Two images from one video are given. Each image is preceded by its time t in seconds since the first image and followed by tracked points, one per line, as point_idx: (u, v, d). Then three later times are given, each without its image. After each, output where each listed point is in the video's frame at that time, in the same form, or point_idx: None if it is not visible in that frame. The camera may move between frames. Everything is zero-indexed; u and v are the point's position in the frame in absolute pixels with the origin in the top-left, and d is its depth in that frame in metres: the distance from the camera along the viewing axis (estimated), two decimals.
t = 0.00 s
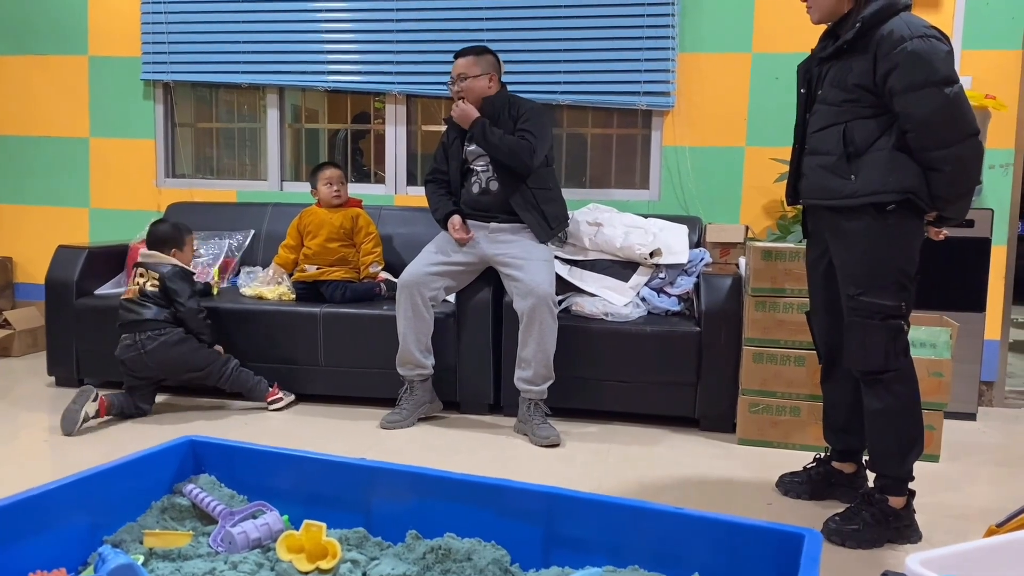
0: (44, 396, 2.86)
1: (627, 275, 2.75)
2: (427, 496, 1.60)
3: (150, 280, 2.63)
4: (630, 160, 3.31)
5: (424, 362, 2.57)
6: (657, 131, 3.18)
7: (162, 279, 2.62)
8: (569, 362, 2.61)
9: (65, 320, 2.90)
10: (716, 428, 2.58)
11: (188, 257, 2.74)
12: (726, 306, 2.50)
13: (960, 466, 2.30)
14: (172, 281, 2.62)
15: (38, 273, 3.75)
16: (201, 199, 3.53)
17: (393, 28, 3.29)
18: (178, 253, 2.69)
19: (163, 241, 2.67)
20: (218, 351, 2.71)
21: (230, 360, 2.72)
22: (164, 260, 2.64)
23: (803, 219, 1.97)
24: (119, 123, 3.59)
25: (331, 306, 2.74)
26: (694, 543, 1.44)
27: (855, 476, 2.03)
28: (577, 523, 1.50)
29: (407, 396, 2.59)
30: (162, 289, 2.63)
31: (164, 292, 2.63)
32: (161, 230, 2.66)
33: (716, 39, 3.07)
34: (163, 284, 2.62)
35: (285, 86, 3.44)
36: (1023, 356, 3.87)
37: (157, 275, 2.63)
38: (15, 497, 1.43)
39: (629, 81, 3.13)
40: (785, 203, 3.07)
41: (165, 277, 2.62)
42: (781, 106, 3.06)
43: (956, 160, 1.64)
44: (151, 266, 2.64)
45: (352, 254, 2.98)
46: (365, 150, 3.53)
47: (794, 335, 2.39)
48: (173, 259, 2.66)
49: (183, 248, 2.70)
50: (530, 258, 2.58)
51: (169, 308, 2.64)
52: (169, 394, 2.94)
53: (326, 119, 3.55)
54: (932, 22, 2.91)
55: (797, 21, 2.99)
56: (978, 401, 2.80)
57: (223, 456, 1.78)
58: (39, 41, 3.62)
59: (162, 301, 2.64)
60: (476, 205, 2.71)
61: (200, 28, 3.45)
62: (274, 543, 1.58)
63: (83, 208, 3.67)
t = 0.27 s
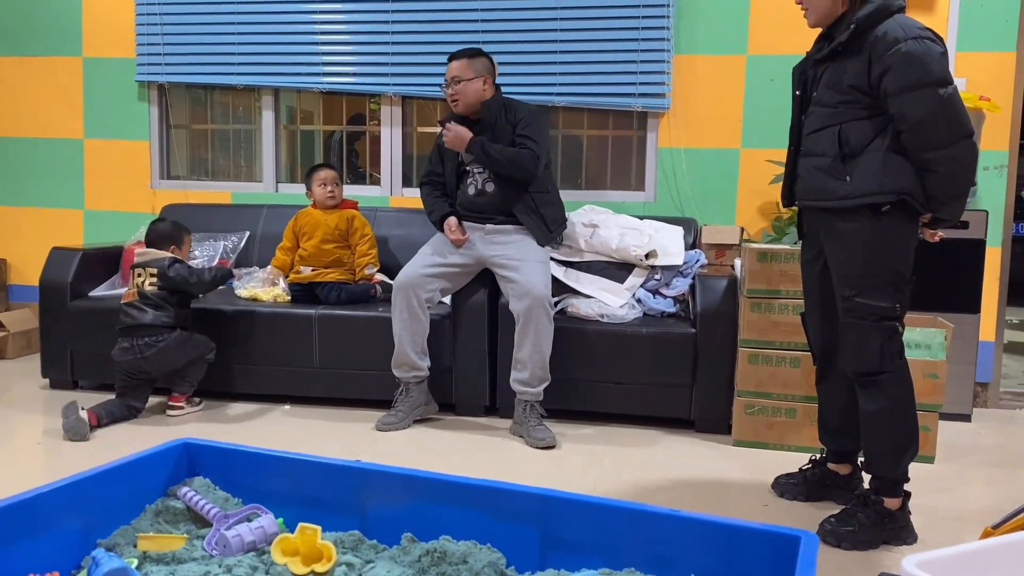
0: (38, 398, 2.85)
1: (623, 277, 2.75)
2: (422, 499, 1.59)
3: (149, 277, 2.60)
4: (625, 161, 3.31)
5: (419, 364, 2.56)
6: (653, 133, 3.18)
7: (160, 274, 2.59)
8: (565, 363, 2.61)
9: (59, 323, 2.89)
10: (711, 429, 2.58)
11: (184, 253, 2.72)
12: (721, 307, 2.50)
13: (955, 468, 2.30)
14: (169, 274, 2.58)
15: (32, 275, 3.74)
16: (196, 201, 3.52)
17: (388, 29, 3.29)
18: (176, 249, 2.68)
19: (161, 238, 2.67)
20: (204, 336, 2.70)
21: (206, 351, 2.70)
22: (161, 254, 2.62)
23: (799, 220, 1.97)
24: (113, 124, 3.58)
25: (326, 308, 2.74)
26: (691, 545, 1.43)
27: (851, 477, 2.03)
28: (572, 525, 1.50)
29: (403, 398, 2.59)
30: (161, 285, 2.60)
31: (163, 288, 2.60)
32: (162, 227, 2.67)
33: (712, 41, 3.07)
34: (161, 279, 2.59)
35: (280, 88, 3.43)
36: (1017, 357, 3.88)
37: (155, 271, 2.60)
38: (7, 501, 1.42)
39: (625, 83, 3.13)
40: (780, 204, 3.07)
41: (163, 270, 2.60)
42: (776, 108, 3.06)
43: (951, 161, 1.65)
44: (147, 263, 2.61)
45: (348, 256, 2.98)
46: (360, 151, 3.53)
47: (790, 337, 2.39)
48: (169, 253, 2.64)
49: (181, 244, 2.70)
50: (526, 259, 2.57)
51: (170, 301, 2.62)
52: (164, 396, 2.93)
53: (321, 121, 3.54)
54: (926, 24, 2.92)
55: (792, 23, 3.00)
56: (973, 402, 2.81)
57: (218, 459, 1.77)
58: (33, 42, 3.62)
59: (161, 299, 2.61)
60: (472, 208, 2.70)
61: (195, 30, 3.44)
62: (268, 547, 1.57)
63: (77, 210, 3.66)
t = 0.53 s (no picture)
0: (33, 400, 2.84)
1: (618, 279, 2.76)
2: (416, 501, 1.59)
3: (179, 258, 2.62)
4: (621, 163, 3.31)
5: (415, 365, 2.57)
6: (648, 134, 3.19)
7: (192, 258, 2.62)
8: (560, 365, 2.61)
9: (54, 325, 2.89)
10: (706, 430, 2.58)
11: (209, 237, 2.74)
12: (716, 309, 2.51)
13: (950, 469, 2.30)
14: (203, 260, 2.61)
15: (27, 277, 3.73)
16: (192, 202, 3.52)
17: (384, 31, 3.29)
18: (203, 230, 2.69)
19: (191, 218, 2.67)
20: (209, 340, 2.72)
21: (204, 356, 2.71)
22: (193, 237, 2.65)
23: (792, 221, 1.97)
24: (108, 126, 3.58)
25: (322, 310, 2.74)
26: (684, 546, 1.44)
27: (845, 479, 2.03)
28: (567, 526, 1.50)
29: (398, 399, 2.59)
30: (189, 269, 2.63)
31: (190, 273, 2.63)
32: (194, 205, 2.66)
33: (707, 43, 3.08)
34: (192, 263, 2.62)
35: (275, 89, 3.43)
36: (1011, 358, 3.89)
37: (188, 254, 2.62)
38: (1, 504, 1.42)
39: (620, 85, 3.14)
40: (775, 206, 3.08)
41: (197, 256, 2.62)
42: (771, 110, 3.07)
43: (944, 163, 1.65)
44: (179, 244, 2.63)
45: (343, 257, 2.97)
46: (356, 153, 3.53)
47: (785, 338, 2.40)
48: (202, 238, 2.67)
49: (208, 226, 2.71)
50: (522, 260, 2.58)
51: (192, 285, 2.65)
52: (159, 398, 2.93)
53: (317, 122, 3.55)
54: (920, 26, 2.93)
55: (787, 25, 3.01)
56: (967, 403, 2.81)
57: (212, 461, 1.77)
58: (28, 44, 3.61)
59: (186, 282, 2.64)
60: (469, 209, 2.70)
61: (191, 31, 3.44)
62: (263, 548, 1.57)
63: (73, 211, 3.65)
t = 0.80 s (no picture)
0: (28, 403, 2.84)
1: (615, 280, 2.76)
2: (412, 502, 1.59)
3: (184, 233, 2.72)
4: (617, 165, 3.31)
5: (411, 367, 2.56)
6: (644, 136, 3.19)
7: (196, 234, 2.71)
8: (557, 367, 2.61)
9: (50, 327, 2.88)
10: (703, 432, 2.58)
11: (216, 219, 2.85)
12: (712, 311, 2.51)
13: (946, 471, 2.31)
14: (207, 237, 2.71)
15: (23, 279, 3.72)
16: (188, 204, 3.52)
17: (381, 33, 3.29)
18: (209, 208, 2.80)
19: (199, 195, 2.79)
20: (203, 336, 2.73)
21: (194, 355, 2.72)
22: (199, 213, 2.76)
23: (787, 223, 1.98)
24: (105, 128, 3.58)
25: (319, 311, 2.74)
26: (680, 548, 1.44)
27: (841, 480, 2.03)
28: (563, 528, 1.50)
29: (395, 402, 2.59)
30: (192, 245, 2.72)
31: (193, 249, 2.72)
32: (202, 184, 2.80)
33: (703, 45, 3.09)
34: (195, 239, 2.71)
35: (272, 91, 3.43)
36: (1007, 359, 3.91)
37: (193, 231, 2.72)
38: None
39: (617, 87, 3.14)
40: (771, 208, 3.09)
41: (201, 233, 2.71)
42: (767, 112, 3.08)
43: (939, 166, 1.66)
44: (186, 220, 2.74)
45: (341, 259, 2.97)
46: (353, 155, 3.53)
47: (781, 340, 2.40)
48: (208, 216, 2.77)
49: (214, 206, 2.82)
50: (518, 262, 2.58)
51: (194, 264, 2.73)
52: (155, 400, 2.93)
53: (314, 124, 3.55)
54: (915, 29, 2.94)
55: (782, 28, 3.02)
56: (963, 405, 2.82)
57: (208, 464, 1.77)
58: (24, 46, 3.61)
59: (188, 259, 2.72)
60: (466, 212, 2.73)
61: (187, 33, 3.44)
62: (259, 551, 1.57)
63: (69, 213, 3.64)
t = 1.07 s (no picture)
0: (25, 405, 2.83)
1: (612, 282, 2.76)
2: (409, 504, 1.59)
3: (183, 225, 2.75)
4: (615, 167, 3.31)
5: (409, 369, 2.56)
6: (641, 138, 3.20)
7: (194, 225, 2.75)
8: (554, 369, 2.61)
9: (47, 328, 2.88)
10: (700, 433, 2.58)
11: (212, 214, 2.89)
12: (709, 312, 2.51)
13: (944, 472, 2.31)
14: (206, 229, 2.75)
15: (20, 281, 3.72)
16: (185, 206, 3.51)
17: (378, 35, 3.29)
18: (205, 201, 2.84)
19: (197, 189, 2.84)
20: (193, 337, 2.71)
21: (181, 356, 2.69)
22: (197, 207, 2.80)
23: (785, 224, 1.98)
24: (102, 129, 3.58)
25: (316, 313, 2.73)
26: (676, 549, 1.44)
27: (838, 481, 2.03)
28: (559, 530, 1.50)
29: (392, 403, 2.58)
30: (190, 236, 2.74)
31: (191, 240, 2.74)
32: (199, 180, 2.86)
33: (700, 46, 3.09)
34: (193, 231, 2.75)
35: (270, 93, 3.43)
36: (1004, 360, 3.91)
37: (191, 223, 2.75)
38: None
39: (614, 89, 3.15)
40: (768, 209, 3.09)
41: (198, 225, 2.75)
42: (764, 114, 3.08)
43: (937, 167, 1.66)
44: (185, 212, 2.77)
45: (340, 260, 2.97)
46: (350, 156, 3.52)
47: (778, 341, 2.40)
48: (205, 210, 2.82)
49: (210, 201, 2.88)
50: (516, 264, 2.58)
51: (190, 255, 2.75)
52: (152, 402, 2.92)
53: (311, 126, 3.55)
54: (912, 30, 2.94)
55: (780, 29, 3.02)
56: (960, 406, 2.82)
57: (204, 465, 1.76)
58: (20, 47, 3.61)
59: (186, 250, 2.73)
60: (463, 214, 2.74)
61: (184, 34, 3.44)
62: (255, 552, 1.57)
63: (66, 215, 3.64)
